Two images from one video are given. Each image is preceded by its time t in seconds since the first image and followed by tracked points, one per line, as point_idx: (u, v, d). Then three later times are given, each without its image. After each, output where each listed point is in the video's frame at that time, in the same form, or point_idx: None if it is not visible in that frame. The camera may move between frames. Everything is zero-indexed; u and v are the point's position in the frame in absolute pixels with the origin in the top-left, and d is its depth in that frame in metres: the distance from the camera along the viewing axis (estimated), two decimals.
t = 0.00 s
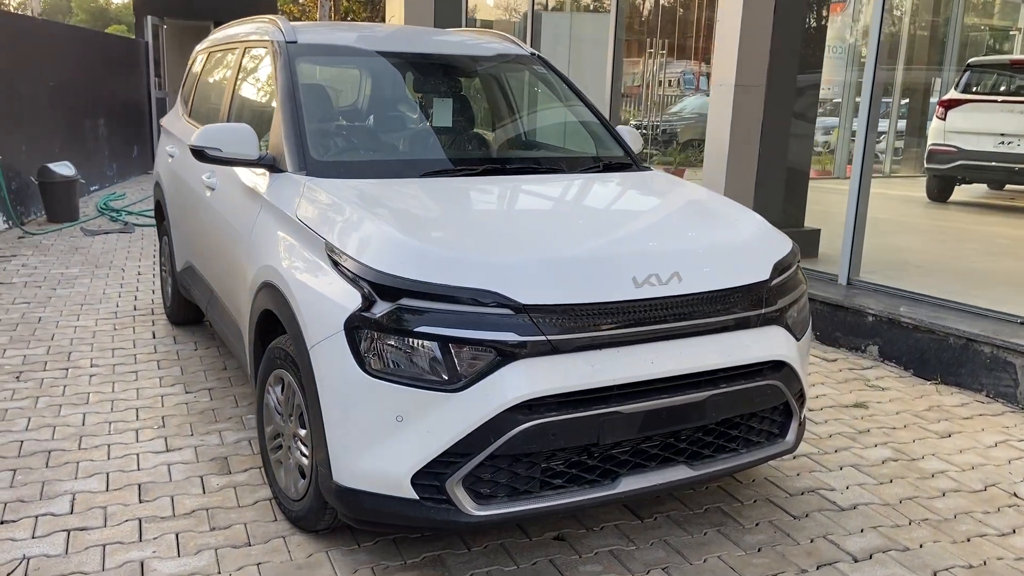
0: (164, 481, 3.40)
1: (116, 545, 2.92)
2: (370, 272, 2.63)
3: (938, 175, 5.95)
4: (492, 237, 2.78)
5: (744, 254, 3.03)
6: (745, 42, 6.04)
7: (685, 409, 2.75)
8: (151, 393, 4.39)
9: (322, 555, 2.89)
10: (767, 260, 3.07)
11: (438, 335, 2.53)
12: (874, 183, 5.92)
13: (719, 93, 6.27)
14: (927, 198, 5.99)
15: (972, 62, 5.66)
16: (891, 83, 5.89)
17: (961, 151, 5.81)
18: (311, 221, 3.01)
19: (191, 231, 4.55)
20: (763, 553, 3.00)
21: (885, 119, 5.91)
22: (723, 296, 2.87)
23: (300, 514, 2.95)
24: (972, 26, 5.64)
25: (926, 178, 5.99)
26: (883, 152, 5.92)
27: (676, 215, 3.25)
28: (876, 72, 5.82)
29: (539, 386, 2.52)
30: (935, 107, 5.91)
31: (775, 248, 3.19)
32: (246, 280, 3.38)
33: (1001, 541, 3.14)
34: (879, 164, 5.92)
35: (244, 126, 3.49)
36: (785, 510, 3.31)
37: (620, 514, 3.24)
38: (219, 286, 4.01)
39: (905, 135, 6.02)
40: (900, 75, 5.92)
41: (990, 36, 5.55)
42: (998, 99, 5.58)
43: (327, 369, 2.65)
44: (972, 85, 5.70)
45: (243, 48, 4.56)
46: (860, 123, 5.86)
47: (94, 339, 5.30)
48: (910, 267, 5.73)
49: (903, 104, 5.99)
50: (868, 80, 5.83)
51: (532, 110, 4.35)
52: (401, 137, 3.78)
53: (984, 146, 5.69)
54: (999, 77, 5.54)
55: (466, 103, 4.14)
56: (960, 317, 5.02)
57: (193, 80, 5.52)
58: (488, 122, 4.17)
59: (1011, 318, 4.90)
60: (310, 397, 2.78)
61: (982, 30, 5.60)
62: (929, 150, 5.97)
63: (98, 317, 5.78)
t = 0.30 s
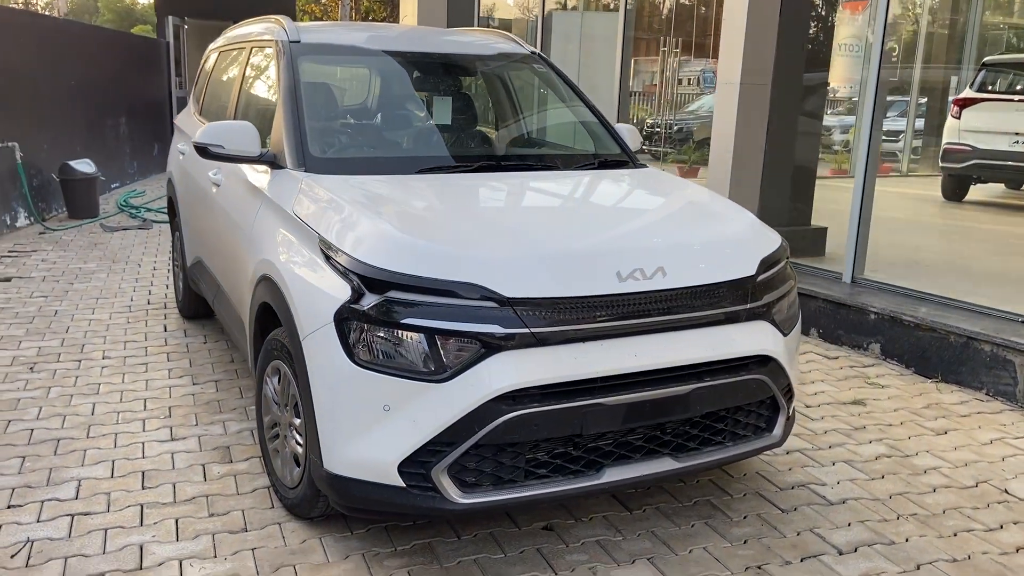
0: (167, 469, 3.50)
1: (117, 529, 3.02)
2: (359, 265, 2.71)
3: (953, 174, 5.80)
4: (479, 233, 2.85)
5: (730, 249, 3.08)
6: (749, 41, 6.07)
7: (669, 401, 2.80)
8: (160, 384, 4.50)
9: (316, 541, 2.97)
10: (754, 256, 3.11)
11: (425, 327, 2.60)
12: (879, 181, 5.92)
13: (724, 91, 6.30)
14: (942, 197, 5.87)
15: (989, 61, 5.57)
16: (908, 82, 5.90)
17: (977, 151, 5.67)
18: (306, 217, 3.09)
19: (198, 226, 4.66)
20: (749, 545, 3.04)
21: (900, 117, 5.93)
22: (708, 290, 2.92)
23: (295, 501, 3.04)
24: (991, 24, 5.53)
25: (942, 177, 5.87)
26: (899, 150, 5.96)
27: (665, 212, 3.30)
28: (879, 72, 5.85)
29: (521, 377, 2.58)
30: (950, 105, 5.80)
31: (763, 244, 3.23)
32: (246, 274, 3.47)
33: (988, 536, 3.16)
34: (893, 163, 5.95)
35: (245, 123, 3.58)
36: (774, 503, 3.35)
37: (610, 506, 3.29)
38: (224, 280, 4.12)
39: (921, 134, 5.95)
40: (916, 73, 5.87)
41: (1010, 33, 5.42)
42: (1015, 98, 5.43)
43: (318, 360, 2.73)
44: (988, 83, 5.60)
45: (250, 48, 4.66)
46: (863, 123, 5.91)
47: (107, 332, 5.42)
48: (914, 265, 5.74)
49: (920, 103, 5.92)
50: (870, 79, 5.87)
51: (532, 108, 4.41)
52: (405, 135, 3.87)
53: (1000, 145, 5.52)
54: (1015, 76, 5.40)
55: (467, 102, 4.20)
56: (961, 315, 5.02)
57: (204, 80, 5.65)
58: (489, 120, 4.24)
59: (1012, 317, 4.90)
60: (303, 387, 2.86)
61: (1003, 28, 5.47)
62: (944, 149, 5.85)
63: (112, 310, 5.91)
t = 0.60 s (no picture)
0: (166, 457, 3.59)
1: (115, 514, 3.12)
2: (346, 259, 2.78)
3: (967, 175, 5.71)
4: (464, 229, 2.92)
5: (712, 246, 3.13)
6: (752, 42, 6.10)
7: (649, 395, 2.85)
8: (165, 376, 4.61)
9: (305, 528, 3.05)
10: (737, 253, 3.16)
11: (408, 319, 2.67)
12: (880, 181, 5.93)
13: (728, 91, 6.33)
14: (957, 198, 5.76)
15: (1002, 62, 5.47)
16: (925, 82, 5.83)
17: (989, 152, 5.59)
18: (299, 213, 3.17)
19: (203, 222, 4.77)
20: (730, 537, 3.09)
21: (918, 117, 5.87)
22: (689, 287, 2.97)
23: (286, 489, 3.12)
24: (1008, 25, 5.42)
25: (956, 178, 5.77)
26: (916, 151, 5.91)
27: (651, 209, 3.35)
28: (884, 72, 5.83)
29: (501, 369, 2.64)
30: (963, 106, 5.71)
31: (747, 242, 3.27)
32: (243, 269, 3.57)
33: (970, 532, 3.19)
34: (910, 164, 5.93)
35: (244, 122, 3.67)
36: (759, 498, 3.40)
37: (595, 499, 3.35)
38: (225, 274, 4.22)
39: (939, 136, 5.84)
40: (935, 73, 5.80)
41: None
42: None
43: (305, 351, 2.81)
44: (1003, 85, 5.49)
45: (254, 48, 4.77)
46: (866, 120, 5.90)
47: (116, 326, 5.54)
48: (916, 265, 5.75)
49: (937, 103, 5.82)
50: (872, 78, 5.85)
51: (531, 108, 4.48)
52: (406, 134, 3.96)
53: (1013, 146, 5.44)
54: None
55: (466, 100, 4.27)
56: (960, 315, 5.03)
57: (212, 80, 5.76)
58: (488, 119, 4.31)
59: (1011, 318, 4.90)
60: (293, 378, 2.94)
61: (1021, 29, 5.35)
62: (958, 151, 5.76)
63: (122, 305, 6.03)
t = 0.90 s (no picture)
0: (168, 448, 3.67)
1: (114, 502, 3.19)
2: (338, 254, 2.84)
3: (982, 178, 5.74)
4: (455, 225, 2.96)
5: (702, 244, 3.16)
6: (758, 42, 6.11)
7: (637, 389, 2.89)
8: (171, 369, 4.69)
9: (300, 518, 3.11)
10: (727, 251, 3.19)
11: (397, 313, 2.72)
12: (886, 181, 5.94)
13: (734, 92, 6.34)
14: (974, 201, 5.78)
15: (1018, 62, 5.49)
16: (944, 84, 5.90)
17: (1002, 153, 5.60)
18: (296, 209, 3.24)
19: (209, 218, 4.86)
20: (719, 532, 3.13)
21: (937, 120, 5.95)
22: (678, 283, 3.00)
23: (282, 480, 3.18)
24: None
25: (971, 181, 5.80)
26: (934, 154, 5.97)
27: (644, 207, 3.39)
28: (891, 73, 5.83)
29: (488, 362, 2.69)
30: (978, 107, 5.75)
31: (738, 240, 3.30)
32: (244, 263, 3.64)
33: (960, 531, 3.20)
34: (928, 166, 5.99)
35: (246, 119, 3.75)
36: (750, 495, 3.43)
37: (587, 493, 3.39)
38: (229, 269, 4.30)
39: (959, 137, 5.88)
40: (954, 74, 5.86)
41: None
42: None
43: (298, 343, 2.87)
44: (1018, 86, 5.51)
45: (260, 48, 4.84)
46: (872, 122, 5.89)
47: (126, 320, 5.64)
48: (922, 267, 5.74)
49: (956, 105, 5.88)
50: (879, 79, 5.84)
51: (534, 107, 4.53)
52: (411, 132, 4.02)
53: None
54: None
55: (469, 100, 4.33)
56: (963, 316, 5.01)
57: (222, 80, 5.86)
58: (492, 120, 4.37)
59: (1015, 319, 4.88)
60: (287, 370, 3.01)
61: None
62: (974, 153, 5.78)
63: (133, 300, 6.14)
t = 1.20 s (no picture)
0: (168, 445, 3.68)
1: (111, 498, 3.21)
2: (332, 252, 2.83)
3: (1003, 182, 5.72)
4: (450, 224, 2.95)
5: (701, 245, 3.12)
6: (771, 44, 6.06)
7: (631, 391, 2.86)
8: (178, 367, 4.72)
9: (294, 516, 3.11)
10: (725, 252, 3.15)
11: (389, 312, 2.71)
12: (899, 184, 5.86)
13: (746, 93, 6.29)
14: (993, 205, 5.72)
15: None
16: (966, 87, 5.83)
17: None
18: (294, 208, 3.24)
19: (216, 218, 4.89)
20: (715, 537, 3.10)
21: (960, 124, 5.89)
22: (675, 284, 2.96)
23: (277, 478, 3.18)
24: None
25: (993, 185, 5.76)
26: (956, 158, 5.91)
27: (644, 208, 3.36)
28: (903, 77, 5.75)
29: (480, 363, 2.67)
30: (1001, 111, 5.72)
31: (738, 241, 3.27)
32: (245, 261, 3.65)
33: (963, 539, 3.14)
34: (950, 171, 5.92)
35: (248, 118, 3.76)
36: (749, 500, 3.39)
37: (584, 496, 3.36)
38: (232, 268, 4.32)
39: (982, 142, 5.83)
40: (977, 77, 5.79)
41: None
42: None
43: (292, 341, 2.87)
44: None
45: (267, 48, 4.87)
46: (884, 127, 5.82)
47: (136, 318, 5.68)
48: (936, 271, 5.65)
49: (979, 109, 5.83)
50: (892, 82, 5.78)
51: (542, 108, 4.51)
52: (418, 132, 4.03)
53: None
54: None
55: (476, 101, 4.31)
56: (976, 321, 4.93)
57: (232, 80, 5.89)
58: (500, 121, 4.36)
59: None
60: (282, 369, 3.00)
61: None
62: (994, 157, 5.77)
63: (144, 299, 6.18)
